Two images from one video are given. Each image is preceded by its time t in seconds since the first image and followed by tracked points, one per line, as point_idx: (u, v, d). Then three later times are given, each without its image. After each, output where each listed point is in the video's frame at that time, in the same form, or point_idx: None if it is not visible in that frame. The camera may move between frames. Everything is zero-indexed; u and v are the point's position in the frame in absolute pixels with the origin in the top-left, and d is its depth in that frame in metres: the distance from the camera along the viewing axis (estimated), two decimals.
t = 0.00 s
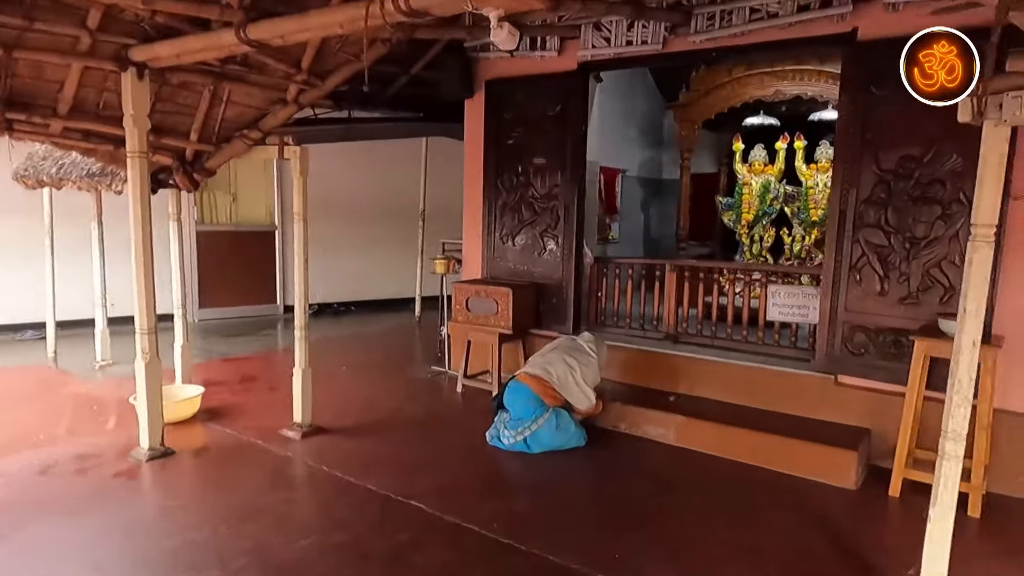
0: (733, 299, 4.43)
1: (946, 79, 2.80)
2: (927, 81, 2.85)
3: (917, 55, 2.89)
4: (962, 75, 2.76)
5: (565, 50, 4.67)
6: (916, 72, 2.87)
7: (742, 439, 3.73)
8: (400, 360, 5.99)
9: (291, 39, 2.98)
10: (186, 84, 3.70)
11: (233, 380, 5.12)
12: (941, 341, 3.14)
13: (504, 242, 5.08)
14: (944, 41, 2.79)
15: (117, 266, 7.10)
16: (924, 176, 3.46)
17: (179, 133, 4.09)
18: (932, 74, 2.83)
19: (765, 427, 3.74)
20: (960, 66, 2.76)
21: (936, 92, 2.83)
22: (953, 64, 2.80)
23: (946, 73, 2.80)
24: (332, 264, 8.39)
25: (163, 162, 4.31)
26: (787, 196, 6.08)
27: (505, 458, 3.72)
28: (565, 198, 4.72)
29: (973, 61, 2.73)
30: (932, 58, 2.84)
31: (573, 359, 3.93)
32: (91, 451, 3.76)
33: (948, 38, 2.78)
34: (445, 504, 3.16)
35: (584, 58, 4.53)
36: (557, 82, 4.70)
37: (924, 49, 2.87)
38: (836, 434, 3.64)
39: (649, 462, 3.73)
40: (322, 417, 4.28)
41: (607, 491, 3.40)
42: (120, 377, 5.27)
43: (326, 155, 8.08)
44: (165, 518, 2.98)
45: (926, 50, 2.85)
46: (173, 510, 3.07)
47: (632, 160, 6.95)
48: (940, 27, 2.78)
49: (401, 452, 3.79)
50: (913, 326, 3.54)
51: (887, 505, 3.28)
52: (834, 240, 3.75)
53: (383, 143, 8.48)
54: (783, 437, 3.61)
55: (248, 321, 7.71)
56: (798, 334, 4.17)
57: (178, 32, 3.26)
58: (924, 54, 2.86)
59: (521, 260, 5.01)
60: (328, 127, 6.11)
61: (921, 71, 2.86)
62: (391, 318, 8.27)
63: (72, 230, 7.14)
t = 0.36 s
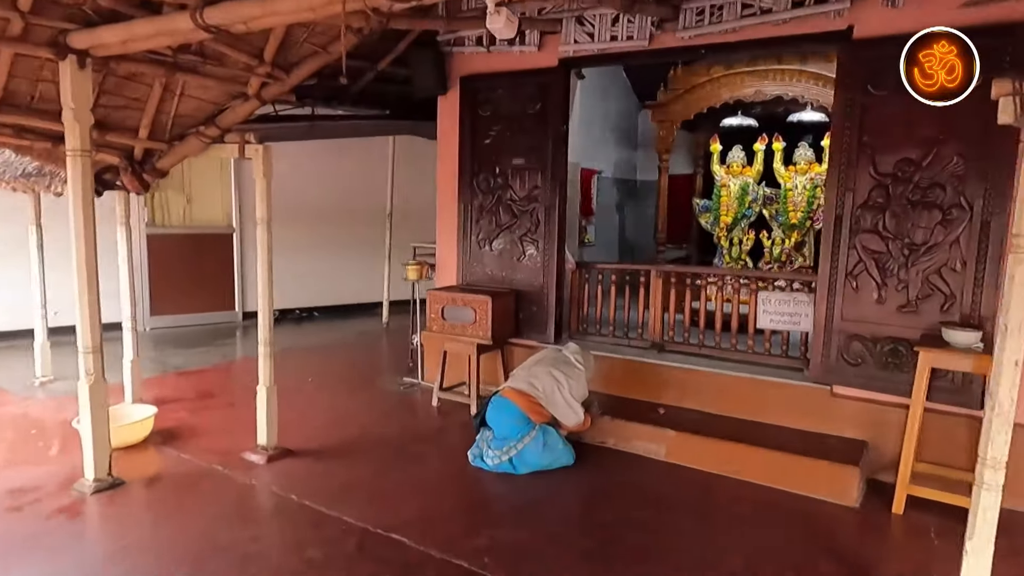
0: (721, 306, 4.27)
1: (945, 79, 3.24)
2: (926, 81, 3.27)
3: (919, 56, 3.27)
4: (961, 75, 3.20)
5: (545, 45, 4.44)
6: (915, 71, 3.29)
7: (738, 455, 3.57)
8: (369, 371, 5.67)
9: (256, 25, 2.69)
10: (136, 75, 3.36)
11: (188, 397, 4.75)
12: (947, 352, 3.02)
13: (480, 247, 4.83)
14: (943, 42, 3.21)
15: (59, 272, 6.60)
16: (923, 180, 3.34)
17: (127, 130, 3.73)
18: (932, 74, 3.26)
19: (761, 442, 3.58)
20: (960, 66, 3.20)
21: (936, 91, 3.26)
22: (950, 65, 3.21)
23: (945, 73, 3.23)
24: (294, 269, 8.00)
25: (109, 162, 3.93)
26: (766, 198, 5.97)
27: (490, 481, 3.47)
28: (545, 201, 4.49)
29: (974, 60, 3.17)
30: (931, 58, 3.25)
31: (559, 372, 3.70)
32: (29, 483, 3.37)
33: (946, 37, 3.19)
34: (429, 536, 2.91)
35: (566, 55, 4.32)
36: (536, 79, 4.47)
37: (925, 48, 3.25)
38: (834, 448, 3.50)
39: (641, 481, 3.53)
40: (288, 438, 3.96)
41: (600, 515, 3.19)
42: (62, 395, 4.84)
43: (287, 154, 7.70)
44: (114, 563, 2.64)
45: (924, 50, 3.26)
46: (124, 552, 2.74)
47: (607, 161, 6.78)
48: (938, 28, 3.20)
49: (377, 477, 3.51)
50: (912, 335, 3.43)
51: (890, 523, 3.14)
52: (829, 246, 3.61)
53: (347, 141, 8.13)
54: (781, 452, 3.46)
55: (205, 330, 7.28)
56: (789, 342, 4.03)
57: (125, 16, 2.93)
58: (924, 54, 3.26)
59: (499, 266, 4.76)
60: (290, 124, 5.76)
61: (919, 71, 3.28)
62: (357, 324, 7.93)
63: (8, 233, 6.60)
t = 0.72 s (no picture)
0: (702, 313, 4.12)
1: (945, 79, 3.10)
2: (926, 82, 3.15)
3: (919, 57, 3.16)
4: (962, 75, 3.06)
5: (517, 39, 4.20)
6: (914, 71, 3.17)
7: (724, 470, 3.41)
8: (328, 383, 5.35)
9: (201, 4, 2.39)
10: (65, 63, 3.00)
11: (131, 416, 4.36)
12: (942, 362, 2.91)
13: (448, 251, 4.57)
14: (943, 41, 3.08)
15: None
16: (912, 183, 3.23)
17: (56, 124, 3.35)
18: (931, 74, 3.13)
19: (746, 457, 3.43)
20: (960, 66, 3.06)
21: (936, 92, 3.13)
22: (953, 65, 3.08)
23: (944, 74, 3.10)
24: (247, 273, 7.59)
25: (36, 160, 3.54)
26: (738, 200, 5.86)
27: (464, 505, 3.23)
28: (517, 203, 4.27)
29: (974, 61, 3.04)
30: (931, 58, 3.12)
31: (536, 385, 3.48)
32: None
33: (945, 37, 3.08)
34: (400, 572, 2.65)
35: (539, 49, 4.10)
36: (507, 74, 4.24)
37: (926, 49, 3.14)
38: (821, 461, 3.37)
39: (624, 500, 3.34)
40: (242, 461, 3.65)
41: (585, 538, 2.98)
42: None
43: (238, 152, 7.28)
44: None
45: (922, 50, 3.14)
46: None
47: (575, 161, 6.59)
48: (938, 28, 3.09)
49: (340, 503, 3.23)
50: (900, 342, 3.31)
51: (883, 540, 3.02)
52: (815, 251, 3.48)
53: (303, 139, 7.74)
54: (769, 467, 3.31)
55: (149, 339, 6.82)
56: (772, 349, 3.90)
57: None
58: (923, 53, 3.14)
59: (468, 272, 4.51)
60: (242, 120, 5.40)
61: (918, 71, 3.16)
62: (315, 331, 7.57)
63: None
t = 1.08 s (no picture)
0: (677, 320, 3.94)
1: (946, 80, 2.95)
2: (925, 82, 2.99)
3: (918, 58, 3.00)
4: (963, 75, 2.92)
5: (481, 30, 3.94)
6: (913, 72, 3.01)
7: (706, 488, 3.23)
8: (278, 397, 4.97)
9: None
10: None
11: (53, 442, 3.92)
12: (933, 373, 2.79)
13: (408, 257, 4.28)
14: (943, 41, 2.95)
15: None
16: (897, 185, 3.10)
17: None
18: (931, 74, 2.97)
19: (729, 473, 3.25)
20: (961, 66, 2.92)
21: (936, 93, 2.97)
22: (954, 65, 2.93)
23: (945, 74, 2.94)
24: (188, 278, 7.10)
25: None
26: (704, 201, 5.73)
27: (432, 537, 2.95)
28: (482, 204, 4.01)
29: (974, 60, 2.90)
30: (930, 57, 2.97)
31: (506, 402, 3.21)
32: None
33: (945, 36, 2.94)
34: None
35: (505, 41, 3.84)
36: (471, 67, 3.97)
37: (927, 49, 2.98)
38: (807, 476, 3.22)
39: (604, 524, 3.12)
40: (181, 493, 3.28)
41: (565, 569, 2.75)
42: None
43: (176, 149, 6.80)
44: None
45: (922, 49, 2.99)
46: None
47: (537, 160, 6.36)
48: (938, 27, 2.95)
49: (293, 538, 2.91)
50: (884, 351, 3.19)
51: (875, 558, 2.89)
52: (797, 256, 3.33)
53: (247, 135, 7.30)
54: (754, 484, 3.14)
55: (78, 351, 6.28)
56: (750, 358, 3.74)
57: None
58: (923, 52, 2.99)
59: (430, 278, 4.23)
60: (180, 115, 4.98)
61: (917, 71, 3.00)
62: (263, 339, 7.13)
63: None
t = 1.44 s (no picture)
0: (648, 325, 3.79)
1: (945, 80, 2.86)
2: (925, 82, 2.89)
3: (916, 57, 2.90)
4: (962, 75, 2.84)
5: (438, 19, 3.68)
6: (913, 72, 2.90)
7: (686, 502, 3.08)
8: (217, 414, 4.58)
9: None
10: None
11: None
12: (919, 379, 2.72)
13: (361, 260, 3.98)
14: (943, 41, 2.86)
15: None
16: (874, 185, 3.02)
17: None
18: (930, 74, 2.87)
19: (709, 486, 3.11)
20: (961, 66, 2.84)
21: (935, 93, 2.88)
22: (954, 66, 2.85)
23: (945, 74, 2.85)
24: (112, 284, 6.54)
25: None
26: (662, 200, 5.62)
27: (400, 571, 2.68)
28: (442, 204, 3.75)
29: (974, 60, 2.82)
30: (930, 57, 2.87)
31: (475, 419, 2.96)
32: None
33: (945, 36, 2.85)
34: None
35: (463, 30, 3.60)
36: (427, 57, 3.70)
37: (925, 48, 2.88)
38: (788, 487, 3.12)
39: (582, 546, 2.93)
40: (108, 532, 2.91)
41: None
42: None
43: (96, 144, 6.24)
44: None
45: (921, 49, 2.88)
46: None
47: (491, 157, 6.12)
48: (938, 27, 2.85)
49: None
50: (862, 355, 3.12)
51: (861, 570, 2.80)
52: (773, 258, 3.22)
53: (176, 130, 6.78)
54: (736, 498, 3.01)
55: None
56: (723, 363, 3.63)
57: None
58: (923, 52, 2.88)
59: (385, 283, 3.94)
60: (100, 105, 4.51)
61: (917, 71, 2.90)
62: (198, 348, 6.65)
63: None
